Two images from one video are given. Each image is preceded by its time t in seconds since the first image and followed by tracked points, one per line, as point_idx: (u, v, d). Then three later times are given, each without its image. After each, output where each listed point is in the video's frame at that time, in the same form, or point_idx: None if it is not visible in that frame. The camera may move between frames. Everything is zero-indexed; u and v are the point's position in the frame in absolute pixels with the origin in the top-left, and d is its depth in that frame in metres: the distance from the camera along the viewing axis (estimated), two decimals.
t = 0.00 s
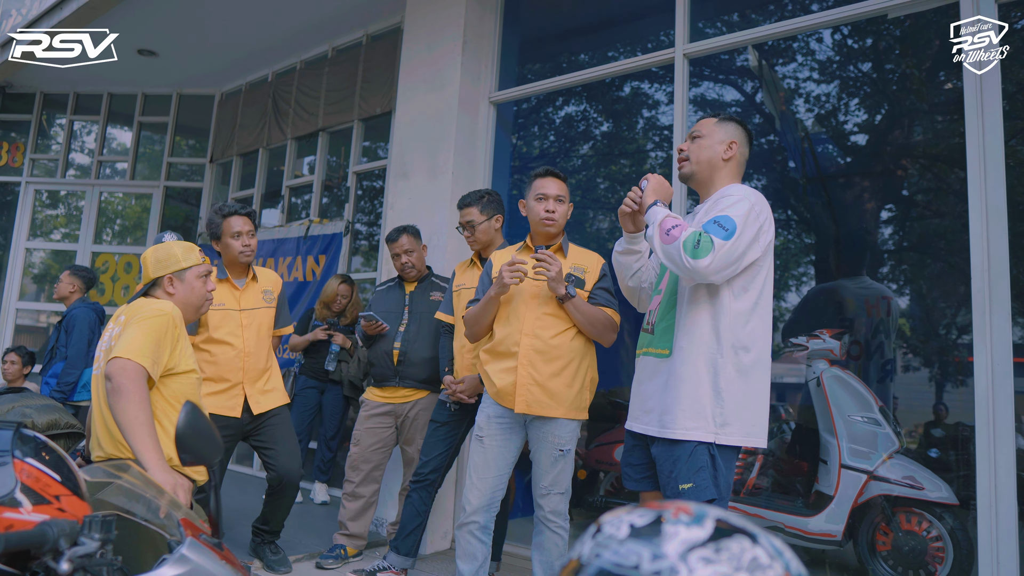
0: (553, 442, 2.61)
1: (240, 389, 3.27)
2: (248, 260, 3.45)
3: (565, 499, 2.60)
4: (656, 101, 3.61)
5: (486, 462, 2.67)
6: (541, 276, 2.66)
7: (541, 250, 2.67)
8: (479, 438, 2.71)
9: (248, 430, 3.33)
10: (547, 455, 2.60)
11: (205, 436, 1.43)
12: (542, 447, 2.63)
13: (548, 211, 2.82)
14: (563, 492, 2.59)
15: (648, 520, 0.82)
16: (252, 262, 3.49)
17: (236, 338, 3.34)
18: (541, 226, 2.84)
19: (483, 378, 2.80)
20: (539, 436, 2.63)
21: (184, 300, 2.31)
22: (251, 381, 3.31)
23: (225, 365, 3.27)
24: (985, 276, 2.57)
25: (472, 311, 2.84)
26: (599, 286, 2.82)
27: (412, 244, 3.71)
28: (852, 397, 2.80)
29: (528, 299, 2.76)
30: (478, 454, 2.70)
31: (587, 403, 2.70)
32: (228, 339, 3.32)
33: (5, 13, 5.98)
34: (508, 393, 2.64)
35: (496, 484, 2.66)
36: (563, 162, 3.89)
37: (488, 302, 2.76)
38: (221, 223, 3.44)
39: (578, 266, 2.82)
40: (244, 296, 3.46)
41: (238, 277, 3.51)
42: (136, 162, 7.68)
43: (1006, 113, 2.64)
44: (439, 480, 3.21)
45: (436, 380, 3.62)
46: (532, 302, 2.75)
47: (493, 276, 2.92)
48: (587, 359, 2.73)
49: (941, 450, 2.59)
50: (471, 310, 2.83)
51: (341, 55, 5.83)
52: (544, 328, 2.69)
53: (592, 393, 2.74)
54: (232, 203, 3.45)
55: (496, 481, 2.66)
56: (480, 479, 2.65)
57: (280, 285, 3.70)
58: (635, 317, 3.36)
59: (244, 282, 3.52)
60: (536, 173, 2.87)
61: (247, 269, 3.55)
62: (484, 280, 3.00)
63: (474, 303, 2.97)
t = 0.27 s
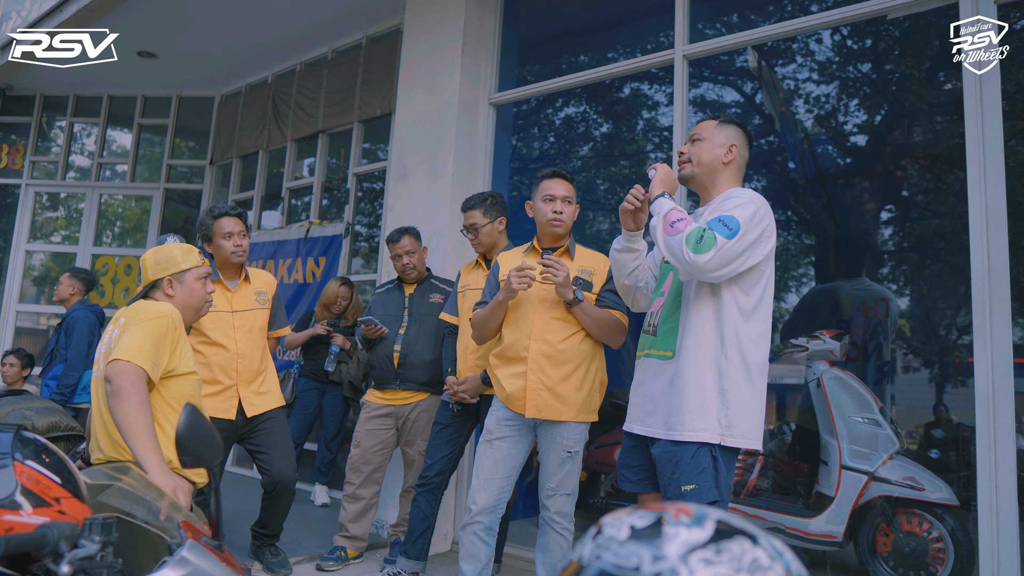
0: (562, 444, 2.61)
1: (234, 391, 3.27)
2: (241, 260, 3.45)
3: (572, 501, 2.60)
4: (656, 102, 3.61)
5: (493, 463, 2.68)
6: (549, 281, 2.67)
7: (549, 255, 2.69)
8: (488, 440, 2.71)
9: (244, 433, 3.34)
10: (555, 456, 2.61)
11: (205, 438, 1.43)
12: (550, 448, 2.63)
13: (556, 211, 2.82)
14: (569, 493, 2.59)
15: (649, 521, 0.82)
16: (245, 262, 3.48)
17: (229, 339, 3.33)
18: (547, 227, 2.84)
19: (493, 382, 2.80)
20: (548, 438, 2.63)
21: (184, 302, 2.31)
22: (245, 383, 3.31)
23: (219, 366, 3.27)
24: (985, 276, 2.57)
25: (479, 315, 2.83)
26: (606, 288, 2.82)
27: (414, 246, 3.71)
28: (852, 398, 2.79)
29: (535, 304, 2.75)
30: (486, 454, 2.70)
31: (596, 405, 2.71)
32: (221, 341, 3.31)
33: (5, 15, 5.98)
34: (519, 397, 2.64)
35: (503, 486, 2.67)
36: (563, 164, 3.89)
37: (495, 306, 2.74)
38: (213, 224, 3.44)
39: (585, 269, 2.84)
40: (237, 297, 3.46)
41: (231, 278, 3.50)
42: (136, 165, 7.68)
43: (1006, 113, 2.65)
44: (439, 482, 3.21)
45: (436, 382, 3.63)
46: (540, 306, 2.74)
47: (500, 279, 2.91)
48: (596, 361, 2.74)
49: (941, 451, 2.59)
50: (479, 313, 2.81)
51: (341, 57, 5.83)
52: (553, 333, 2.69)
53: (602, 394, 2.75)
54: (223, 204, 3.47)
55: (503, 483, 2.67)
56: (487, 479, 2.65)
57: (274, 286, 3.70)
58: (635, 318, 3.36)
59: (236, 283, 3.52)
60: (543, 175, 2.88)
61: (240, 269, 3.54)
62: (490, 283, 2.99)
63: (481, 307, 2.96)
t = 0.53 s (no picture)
0: (565, 445, 2.61)
1: (230, 391, 3.27)
2: (243, 262, 3.44)
3: (575, 501, 2.60)
4: (656, 103, 3.61)
5: (497, 464, 2.68)
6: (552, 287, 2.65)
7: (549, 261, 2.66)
8: (495, 441, 2.72)
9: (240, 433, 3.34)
10: (560, 457, 2.61)
11: (206, 438, 1.43)
12: (554, 449, 2.63)
13: (562, 211, 2.82)
14: (573, 493, 2.59)
15: (649, 522, 0.82)
16: (247, 264, 3.48)
17: (226, 340, 3.34)
18: (556, 228, 2.83)
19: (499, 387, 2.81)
20: (552, 438, 2.63)
21: (184, 302, 2.31)
22: (241, 384, 3.31)
23: (215, 367, 3.27)
24: (986, 277, 2.57)
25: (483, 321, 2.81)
26: (610, 292, 2.81)
27: (410, 246, 3.74)
28: (854, 399, 2.79)
29: (540, 309, 2.76)
30: (490, 455, 2.71)
31: (602, 409, 2.71)
32: (219, 341, 3.32)
33: (6, 16, 5.99)
34: (524, 401, 2.64)
35: (506, 487, 2.67)
36: (563, 165, 3.89)
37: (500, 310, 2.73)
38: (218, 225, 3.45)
39: (589, 272, 2.82)
40: (237, 299, 3.46)
41: (232, 279, 3.51)
42: (137, 165, 7.68)
43: (1007, 114, 2.64)
44: (439, 483, 3.21)
45: (437, 382, 3.64)
46: (544, 311, 2.74)
47: (506, 284, 2.92)
48: (601, 365, 2.73)
49: (942, 452, 2.58)
50: (485, 318, 2.79)
51: (342, 58, 5.83)
52: (558, 338, 2.69)
53: (607, 397, 2.75)
54: (227, 206, 3.49)
55: (505, 484, 2.66)
56: (490, 480, 2.65)
57: (275, 290, 3.70)
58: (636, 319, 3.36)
59: (237, 285, 3.52)
60: (547, 176, 2.88)
61: (242, 272, 3.56)
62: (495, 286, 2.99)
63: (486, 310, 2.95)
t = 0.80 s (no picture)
0: (565, 446, 2.61)
1: (228, 393, 3.26)
2: (246, 264, 3.46)
3: (574, 503, 2.60)
4: (656, 105, 3.61)
5: (497, 465, 2.67)
6: (550, 291, 2.64)
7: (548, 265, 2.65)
8: (494, 443, 2.71)
9: (238, 434, 3.33)
10: (559, 459, 2.60)
11: (205, 439, 1.43)
12: (554, 451, 2.63)
13: (558, 216, 2.81)
14: (572, 495, 2.59)
15: (648, 524, 0.82)
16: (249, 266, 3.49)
17: (225, 342, 3.34)
18: (552, 232, 2.82)
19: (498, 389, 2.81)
20: (552, 440, 2.63)
21: (184, 303, 2.31)
22: (239, 386, 3.30)
23: (214, 368, 3.27)
24: (985, 280, 2.57)
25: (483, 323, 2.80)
26: (610, 293, 2.82)
27: (406, 246, 3.76)
28: (852, 402, 2.79)
29: (539, 312, 2.75)
30: (490, 457, 2.70)
31: (602, 410, 2.71)
32: (217, 342, 3.32)
33: (7, 16, 5.99)
34: (523, 404, 2.64)
35: (505, 489, 2.66)
36: (563, 166, 3.89)
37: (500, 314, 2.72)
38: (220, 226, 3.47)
39: (588, 274, 2.82)
40: (237, 301, 3.47)
41: (234, 281, 3.53)
42: (137, 166, 7.68)
43: (1006, 117, 2.65)
44: (439, 484, 3.21)
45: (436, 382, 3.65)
46: (543, 314, 2.74)
47: (505, 288, 2.92)
48: (600, 367, 2.73)
49: (941, 455, 2.58)
50: (485, 321, 2.78)
51: (342, 59, 5.84)
52: (557, 341, 2.69)
53: (607, 398, 2.75)
54: (229, 208, 3.50)
55: (505, 486, 2.66)
56: (490, 482, 2.65)
57: (275, 292, 3.70)
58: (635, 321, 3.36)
59: (238, 287, 3.53)
60: (542, 179, 2.87)
61: (243, 274, 3.57)
62: (494, 290, 2.98)
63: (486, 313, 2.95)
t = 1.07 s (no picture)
0: (563, 447, 2.61)
1: (229, 394, 3.25)
2: (245, 265, 3.47)
3: (573, 504, 2.60)
4: (654, 107, 3.62)
5: (495, 466, 2.68)
6: (545, 292, 2.65)
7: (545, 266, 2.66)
8: (493, 444, 2.71)
9: (238, 435, 3.32)
10: (557, 460, 2.60)
11: (204, 440, 1.43)
12: (552, 452, 2.63)
13: (552, 219, 2.82)
14: (570, 496, 2.59)
15: (646, 526, 0.82)
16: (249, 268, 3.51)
17: (225, 343, 3.34)
18: (546, 236, 2.83)
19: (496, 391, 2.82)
20: (550, 441, 2.63)
21: (182, 305, 2.31)
22: (239, 387, 3.30)
23: (212, 370, 3.26)
24: (983, 281, 2.57)
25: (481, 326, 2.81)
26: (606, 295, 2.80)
27: (396, 245, 3.74)
28: (851, 403, 2.80)
29: (536, 314, 2.75)
30: (488, 458, 2.71)
31: (600, 411, 2.71)
32: (217, 344, 3.32)
33: (6, 18, 5.98)
34: (521, 405, 2.64)
35: (504, 490, 2.66)
36: (562, 168, 3.90)
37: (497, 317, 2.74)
38: (220, 228, 3.47)
39: (585, 276, 2.82)
40: (237, 302, 3.47)
41: (234, 283, 3.54)
42: (135, 167, 7.67)
43: (1004, 119, 2.65)
44: (437, 486, 3.20)
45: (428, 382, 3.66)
46: (540, 316, 2.74)
47: (501, 290, 2.93)
48: (598, 368, 2.73)
49: (939, 456, 2.59)
50: (483, 323, 2.78)
51: (341, 61, 5.84)
52: (554, 342, 2.69)
53: (605, 400, 2.74)
54: (230, 209, 3.50)
55: (504, 487, 2.66)
56: (488, 483, 2.65)
57: (274, 294, 3.70)
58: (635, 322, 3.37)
59: (238, 288, 3.54)
60: (537, 181, 2.87)
61: (243, 276, 3.58)
62: (492, 292, 3.00)
63: (485, 316, 2.95)
